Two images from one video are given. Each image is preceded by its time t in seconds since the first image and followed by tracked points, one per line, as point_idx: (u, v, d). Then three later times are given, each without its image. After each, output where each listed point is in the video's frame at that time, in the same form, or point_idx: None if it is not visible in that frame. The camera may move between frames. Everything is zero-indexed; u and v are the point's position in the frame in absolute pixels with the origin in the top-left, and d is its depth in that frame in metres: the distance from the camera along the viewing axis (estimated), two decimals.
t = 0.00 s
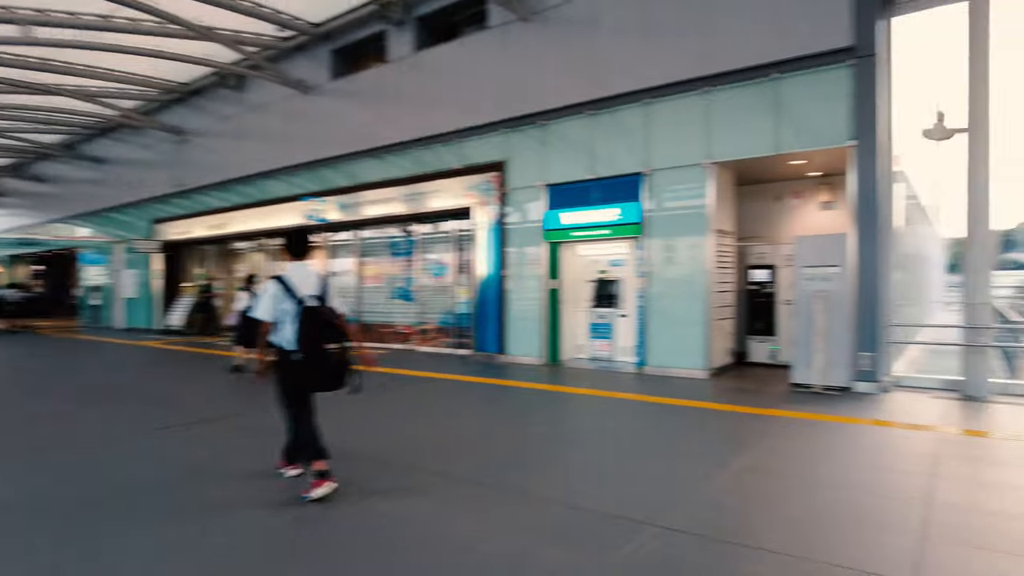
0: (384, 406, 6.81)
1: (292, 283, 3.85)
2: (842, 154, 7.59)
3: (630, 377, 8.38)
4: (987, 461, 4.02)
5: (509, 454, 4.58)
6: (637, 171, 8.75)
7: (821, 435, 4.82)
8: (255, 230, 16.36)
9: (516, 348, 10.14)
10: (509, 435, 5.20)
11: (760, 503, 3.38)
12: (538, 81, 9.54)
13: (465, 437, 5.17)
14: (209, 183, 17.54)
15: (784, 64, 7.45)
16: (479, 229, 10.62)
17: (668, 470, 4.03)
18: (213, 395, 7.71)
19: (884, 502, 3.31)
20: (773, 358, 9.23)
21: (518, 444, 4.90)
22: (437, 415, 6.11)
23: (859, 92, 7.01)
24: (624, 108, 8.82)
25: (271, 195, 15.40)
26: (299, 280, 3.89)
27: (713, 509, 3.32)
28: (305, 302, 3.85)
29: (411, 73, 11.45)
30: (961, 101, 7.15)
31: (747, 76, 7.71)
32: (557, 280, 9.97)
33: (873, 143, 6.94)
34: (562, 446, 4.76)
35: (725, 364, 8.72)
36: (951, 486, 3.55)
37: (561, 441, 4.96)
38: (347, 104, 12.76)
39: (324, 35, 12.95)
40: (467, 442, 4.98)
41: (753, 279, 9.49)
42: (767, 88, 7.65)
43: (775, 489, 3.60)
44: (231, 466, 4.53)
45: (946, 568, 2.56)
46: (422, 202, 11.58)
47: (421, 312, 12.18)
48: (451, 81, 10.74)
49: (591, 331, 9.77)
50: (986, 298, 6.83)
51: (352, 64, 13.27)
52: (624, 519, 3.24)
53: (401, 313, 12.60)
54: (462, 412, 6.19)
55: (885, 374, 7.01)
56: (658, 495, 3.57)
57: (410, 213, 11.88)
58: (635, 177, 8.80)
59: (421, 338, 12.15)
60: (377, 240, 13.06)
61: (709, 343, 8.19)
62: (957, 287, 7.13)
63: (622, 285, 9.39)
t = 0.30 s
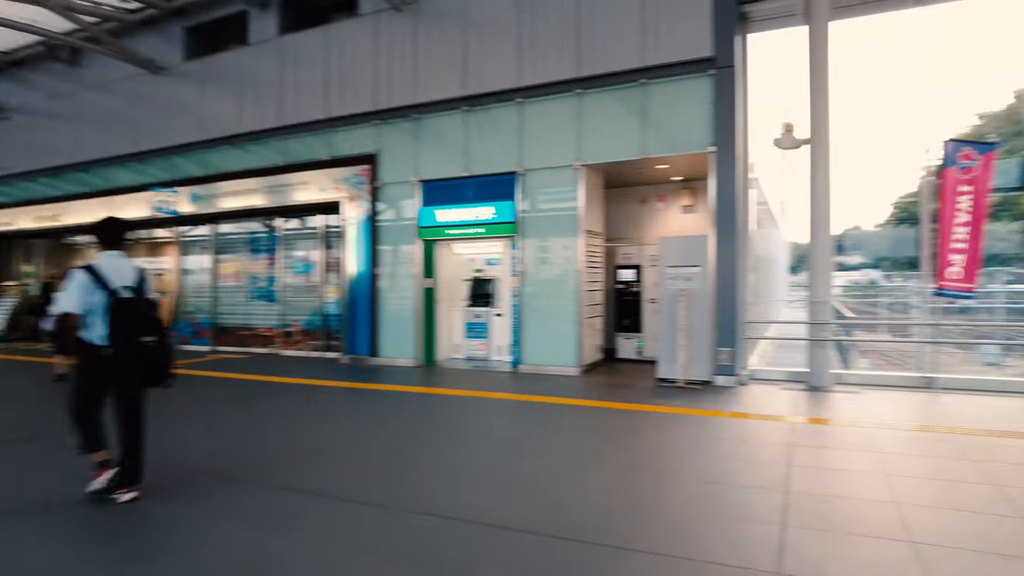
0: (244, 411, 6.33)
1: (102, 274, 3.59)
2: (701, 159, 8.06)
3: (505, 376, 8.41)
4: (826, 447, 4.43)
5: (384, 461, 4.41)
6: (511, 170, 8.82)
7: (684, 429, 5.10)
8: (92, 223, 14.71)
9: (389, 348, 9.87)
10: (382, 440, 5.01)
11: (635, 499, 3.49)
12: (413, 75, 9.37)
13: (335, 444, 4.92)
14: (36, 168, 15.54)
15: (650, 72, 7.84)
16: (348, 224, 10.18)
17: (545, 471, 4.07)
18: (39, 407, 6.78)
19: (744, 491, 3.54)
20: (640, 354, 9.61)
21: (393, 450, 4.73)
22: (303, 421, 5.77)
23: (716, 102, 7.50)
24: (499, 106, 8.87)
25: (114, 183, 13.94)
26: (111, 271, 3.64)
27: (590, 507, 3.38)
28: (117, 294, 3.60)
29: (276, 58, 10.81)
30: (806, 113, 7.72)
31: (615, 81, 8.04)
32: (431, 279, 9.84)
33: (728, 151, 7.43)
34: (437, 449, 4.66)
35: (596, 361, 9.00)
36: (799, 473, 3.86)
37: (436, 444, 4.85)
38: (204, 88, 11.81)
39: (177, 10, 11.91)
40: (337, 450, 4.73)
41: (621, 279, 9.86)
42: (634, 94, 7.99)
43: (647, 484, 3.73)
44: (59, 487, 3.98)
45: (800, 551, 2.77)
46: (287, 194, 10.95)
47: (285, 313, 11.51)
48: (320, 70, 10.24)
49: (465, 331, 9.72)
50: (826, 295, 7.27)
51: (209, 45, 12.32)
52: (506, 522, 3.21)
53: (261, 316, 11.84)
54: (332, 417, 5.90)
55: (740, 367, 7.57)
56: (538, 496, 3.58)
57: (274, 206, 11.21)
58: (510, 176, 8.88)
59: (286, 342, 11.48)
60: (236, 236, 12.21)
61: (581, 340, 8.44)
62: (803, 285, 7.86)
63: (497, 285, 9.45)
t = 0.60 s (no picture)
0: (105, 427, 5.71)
1: None
2: (595, 161, 8.24)
3: (400, 380, 8.18)
4: (715, 445, 4.63)
5: (270, 479, 4.11)
6: (405, 166, 8.61)
7: (581, 430, 5.15)
8: None
9: (273, 352, 9.29)
10: (266, 455, 4.69)
11: (540, 507, 3.46)
12: (303, 65, 8.92)
13: (212, 462, 4.54)
14: None
15: (547, 71, 7.94)
16: (227, 218, 9.54)
17: (446, 482, 3.96)
18: None
19: (645, 494, 3.61)
20: (537, 354, 9.73)
21: (279, 466, 4.43)
22: (175, 436, 5.29)
23: (611, 104, 7.68)
24: (394, 100, 8.63)
25: None
26: None
27: (496, 521, 3.31)
28: None
29: (145, 37, 9.92)
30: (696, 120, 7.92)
31: (512, 79, 8.06)
32: (320, 279, 9.34)
33: (622, 154, 7.63)
34: (328, 464, 4.42)
35: (493, 362, 8.97)
36: (693, 472, 4.00)
37: (326, 457, 4.60)
38: (59, 66, 10.62)
39: None
40: (214, 469, 4.36)
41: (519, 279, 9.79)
42: (532, 93, 8.05)
43: (551, 491, 3.71)
44: None
45: (703, 553, 2.85)
46: (159, 186, 10.14)
47: (155, 316, 10.61)
48: (197, 53, 9.51)
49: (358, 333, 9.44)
50: (711, 294, 7.64)
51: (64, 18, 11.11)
52: (410, 542, 3.08)
53: (130, 318, 10.87)
54: (209, 431, 5.45)
55: (633, 366, 7.80)
56: (443, 511, 3.47)
57: (142, 199, 10.32)
58: (404, 172, 8.66)
59: (157, 348, 10.59)
60: (101, 231, 11.14)
61: (478, 340, 8.38)
62: (688, 283, 8.21)
63: (391, 285, 9.32)
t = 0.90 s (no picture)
0: None
1: None
2: (527, 159, 8.22)
3: (327, 385, 7.89)
4: (649, 445, 4.67)
5: (183, 499, 3.82)
6: (331, 160, 8.34)
7: (515, 434, 5.09)
8: None
9: (187, 358, 8.77)
10: (178, 472, 4.36)
11: (479, 520, 3.36)
12: (222, 54, 8.46)
13: (116, 481, 4.18)
14: None
15: (478, 66, 7.86)
16: (138, 215, 9.01)
17: (377, 495, 3.80)
18: None
19: (585, 501, 3.56)
20: (469, 355, 9.63)
21: (193, 483, 4.13)
22: (74, 453, 4.85)
23: (543, 102, 7.69)
24: (319, 91, 8.36)
25: None
26: None
27: (432, 536, 3.19)
28: None
29: (34, 10, 9.00)
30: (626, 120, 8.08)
31: (444, 75, 7.96)
32: (237, 279, 8.89)
33: (554, 153, 7.63)
34: (248, 480, 4.15)
35: (424, 364, 8.79)
36: (629, 476, 4.00)
37: (245, 472, 4.32)
38: None
39: None
40: (117, 490, 4.00)
41: (449, 279, 9.72)
42: (461, 88, 7.97)
43: (490, 501, 3.62)
44: None
45: (647, 562, 2.82)
46: (60, 178, 9.40)
47: (55, 319, 9.85)
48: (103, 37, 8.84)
49: (278, 338, 9.17)
50: (642, 294, 7.76)
51: None
52: (341, 564, 2.91)
53: (25, 322, 10.06)
54: (113, 445, 5.03)
55: (567, 366, 7.80)
56: (377, 528, 3.31)
57: (37, 192, 9.52)
58: (330, 166, 8.38)
59: (58, 353, 9.81)
60: None
61: (408, 342, 8.20)
62: (615, 284, 8.47)
63: (314, 285, 9.09)
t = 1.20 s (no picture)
0: None
1: None
2: (492, 157, 8.14)
3: (286, 392, 7.65)
4: (621, 452, 4.61)
5: (128, 520, 3.61)
6: (290, 157, 8.11)
7: (482, 442, 4.98)
8: None
9: (139, 365, 8.43)
10: (124, 490, 4.12)
11: (441, 536, 3.24)
12: (177, 48, 8.19)
13: (56, 501, 3.94)
14: None
15: (441, 60, 7.74)
16: (82, 213, 8.67)
17: (336, 512, 3.63)
18: None
19: (552, 516, 3.47)
20: (435, 359, 9.49)
21: (140, 503, 3.90)
22: (13, 469, 4.58)
23: (507, 98, 7.60)
24: (276, 85, 8.13)
25: None
26: None
27: (391, 555, 3.05)
28: None
29: None
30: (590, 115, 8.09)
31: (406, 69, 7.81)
32: (189, 280, 8.59)
33: (518, 151, 7.55)
34: (199, 499, 3.94)
35: (387, 369, 8.62)
36: (596, 486, 3.93)
37: (195, 491, 4.10)
38: None
39: None
40: (57, 510, 3.78)
41: (414, 280, 9.50)
42: (425, 82, 7.84)
43: (453, 516, 3.50)
44: None
45: None
46: None
47: None
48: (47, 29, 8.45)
49: (234, 341, 8.90)
50: (610, 296, 7.72)
51: None
52: None
53: None
54: (51, 462, 4.73)
55: (534, 368, 7.73)
56: (334, 548, 3.16)
57: None
58: (287, 163, 8.16)
59: None
60: None
61: (370, 347, 8.01)
62: (584, 285, 8.34)
63: (273, 286, 8.85)
